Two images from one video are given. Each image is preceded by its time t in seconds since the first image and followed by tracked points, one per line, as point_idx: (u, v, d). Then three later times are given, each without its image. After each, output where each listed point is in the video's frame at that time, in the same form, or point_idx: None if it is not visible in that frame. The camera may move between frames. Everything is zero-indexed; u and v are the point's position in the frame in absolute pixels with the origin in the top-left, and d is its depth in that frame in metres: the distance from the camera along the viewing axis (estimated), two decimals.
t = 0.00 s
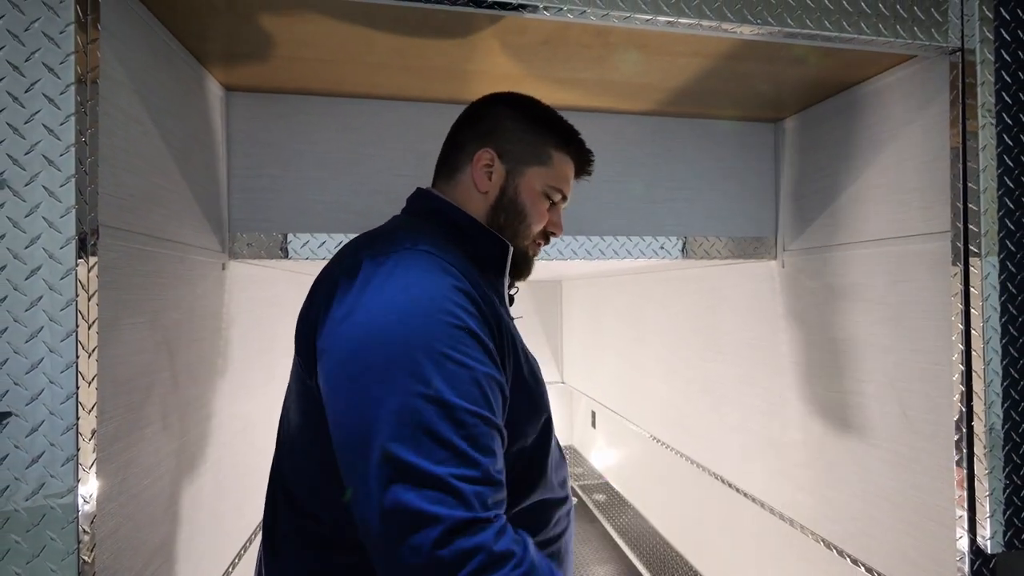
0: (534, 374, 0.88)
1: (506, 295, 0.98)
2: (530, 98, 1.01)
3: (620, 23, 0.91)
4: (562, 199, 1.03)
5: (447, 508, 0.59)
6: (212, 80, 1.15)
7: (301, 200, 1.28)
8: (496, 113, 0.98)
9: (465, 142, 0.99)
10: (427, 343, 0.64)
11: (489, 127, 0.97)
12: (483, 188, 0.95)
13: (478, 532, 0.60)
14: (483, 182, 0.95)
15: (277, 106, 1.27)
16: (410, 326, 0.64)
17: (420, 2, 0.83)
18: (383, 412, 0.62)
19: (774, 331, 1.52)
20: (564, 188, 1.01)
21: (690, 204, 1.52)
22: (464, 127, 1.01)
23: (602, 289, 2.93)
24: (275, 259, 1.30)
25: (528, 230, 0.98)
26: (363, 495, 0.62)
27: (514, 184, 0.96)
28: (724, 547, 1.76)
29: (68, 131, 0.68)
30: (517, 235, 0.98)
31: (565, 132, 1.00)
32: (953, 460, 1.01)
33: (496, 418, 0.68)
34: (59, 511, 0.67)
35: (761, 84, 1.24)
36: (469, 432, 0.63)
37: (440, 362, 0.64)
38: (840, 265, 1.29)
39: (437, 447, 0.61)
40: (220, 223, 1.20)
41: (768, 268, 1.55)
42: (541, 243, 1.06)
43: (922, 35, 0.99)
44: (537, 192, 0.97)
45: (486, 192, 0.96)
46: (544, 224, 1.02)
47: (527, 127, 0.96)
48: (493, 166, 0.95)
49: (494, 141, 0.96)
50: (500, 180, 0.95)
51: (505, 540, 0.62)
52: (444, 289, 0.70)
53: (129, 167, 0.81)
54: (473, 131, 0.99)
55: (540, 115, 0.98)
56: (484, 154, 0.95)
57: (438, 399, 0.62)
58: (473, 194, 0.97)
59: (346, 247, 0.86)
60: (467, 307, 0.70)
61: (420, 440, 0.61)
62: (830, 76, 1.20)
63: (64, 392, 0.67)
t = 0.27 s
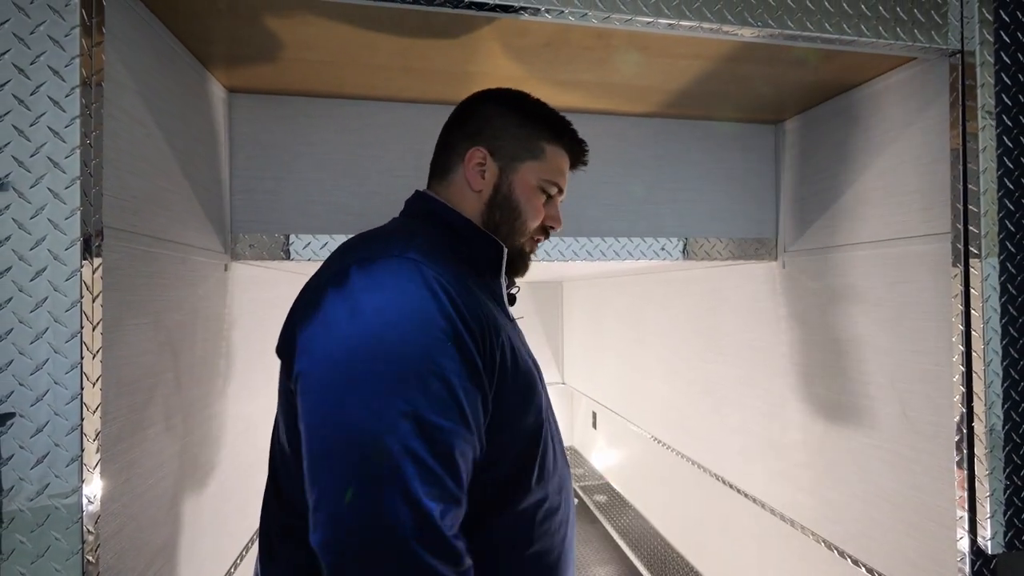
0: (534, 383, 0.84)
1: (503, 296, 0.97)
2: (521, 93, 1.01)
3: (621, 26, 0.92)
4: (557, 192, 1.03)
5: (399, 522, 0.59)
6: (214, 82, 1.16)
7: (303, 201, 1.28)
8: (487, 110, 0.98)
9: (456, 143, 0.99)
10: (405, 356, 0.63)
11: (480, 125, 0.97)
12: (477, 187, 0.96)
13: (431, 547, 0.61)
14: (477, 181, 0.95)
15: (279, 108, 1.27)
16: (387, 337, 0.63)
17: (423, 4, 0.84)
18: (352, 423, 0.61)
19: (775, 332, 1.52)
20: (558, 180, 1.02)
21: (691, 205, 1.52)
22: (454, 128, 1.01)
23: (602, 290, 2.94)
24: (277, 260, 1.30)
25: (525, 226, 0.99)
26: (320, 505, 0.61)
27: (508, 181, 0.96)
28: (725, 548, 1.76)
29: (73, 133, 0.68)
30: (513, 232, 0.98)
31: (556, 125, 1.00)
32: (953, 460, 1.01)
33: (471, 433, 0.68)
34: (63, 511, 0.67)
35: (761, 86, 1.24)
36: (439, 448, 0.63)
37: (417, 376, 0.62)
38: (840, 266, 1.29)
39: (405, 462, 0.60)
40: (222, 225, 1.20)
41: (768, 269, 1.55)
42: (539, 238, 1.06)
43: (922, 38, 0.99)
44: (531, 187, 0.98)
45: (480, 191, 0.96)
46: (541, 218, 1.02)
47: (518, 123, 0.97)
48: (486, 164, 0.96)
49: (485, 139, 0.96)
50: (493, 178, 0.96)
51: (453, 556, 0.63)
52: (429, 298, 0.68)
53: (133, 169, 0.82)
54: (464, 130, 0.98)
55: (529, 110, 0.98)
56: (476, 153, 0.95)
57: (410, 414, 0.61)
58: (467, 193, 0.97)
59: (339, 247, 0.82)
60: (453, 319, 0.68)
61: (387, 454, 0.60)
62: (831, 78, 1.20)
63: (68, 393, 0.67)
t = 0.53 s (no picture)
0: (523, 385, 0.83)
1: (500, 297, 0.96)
2: (507, 90, 1.01)
3: (623, 29, 0.92)
4: (550, 185, 1.03)
5: (370, 517, 0.57)
6: (217, 85, 1.16)
7: (305, 203, 1.29)
8: (473, 110, 0.99)
9: (447, 145, 1.00)
10: (380, 350, 0.63)
11: (468, 126, 0.98)
12: (468, 186, 0.96)
13: (405, 547, 0.57)
14: (467, 180, 0.96)
15: (282, 111, 1.28)
16: (364, 333, 0.64)
17: (426, 8, 0.84)
18: (327, 418, 0.61)
19: (775, 334, 1.53)
20: (550, 174, 1.01)
21: (691, 207, 1.53)
22: (445, 131, 1.02)
23: (603, 292, 2.94)
24: (279, 262, 1.30)
25: (518, 221, 0.98)
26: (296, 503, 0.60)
27: (497, 177, 0.96)
28: (725, 550, 1.76)
29: (78, 136, 0.69)
30: (507, 228, 0.98)
31: (544, 119, 1.00)
32: (955, 462, 1.01)
33: (451, 432, 0.66)
34: (67, 512, 0.67)
35: (762, 88, 1.25)
36: (416, 444, 0.61)
37: (392, 369, 0.62)
38: (840, 268, 1.30)
39: (377, 454, 0.59)
40: (225, 226, 1.21)
41: (769, 271, 1.55)
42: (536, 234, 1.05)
43: (922, 40, 0.99)
44: (522, 182, 0.98)
45: (471, 190, 0.96)
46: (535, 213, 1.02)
47: (504, 120, 0.97)
48: (475, 163, 0.96)
49: (473, 138, 0.97)
50: (483, 175, 0.96)
51: (431, 558, 0.59)
52: (407, 298, 0.68)
53: (137, 172, 0.82)
54: (454, 131, 1.00)
55: (515, 105, 0.98)
56: (464, 153, 0.96)
57: (383, 407, 0.60)
58: (459, 193, 0.98)
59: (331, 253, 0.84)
60: (432, 317, 0.69)
61: (359, 447, 0.59)
62: (831, 80, 1.20)
63: (73, 395, 0.67)
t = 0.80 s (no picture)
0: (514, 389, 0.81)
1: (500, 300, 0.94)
2: (488, 86, 1.01)
3: (623, 31, 0.92)
4: (539, 173, 1.00)
5: (331, 519, 0.58)
6: (218, 87, 1.16)
7: (306, 205, 1.29)
8: (457, 108, 1.01)
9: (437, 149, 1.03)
10: (352, 354, 0.63)
11: (451, 126, 1.00)
12: (452, 185, 0.99)
13: (364, 550, 0.58)
14: (451, 179, 0.98)
15: (283, 112, 1.28)
16: (339, 338, 0.65)
17: (427, 10, 0.84)
18: (298, 420, 0.62)
19: (776, 336, 1.53)
20: (536, 161, 0.99)
21: (692, 208, 1.53)
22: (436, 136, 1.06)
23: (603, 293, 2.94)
24: (280, 264, 1.30)
25: (503, 212, 0.97)
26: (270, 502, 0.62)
27: (479, 172, 0.97)
28: (726, 551, 1.76)
29: (80, 138, 0.69)
30: (492, 221, 0.97)
31: (525, 108, 0.99)
32: (956, 463, 1.01)
33: (424, 437, 0.65)
34: (69, 513, 0.67)
35: (763, 90, 1.25)
36: (382, 448, 0.61)
37: (362, 373, 0.62)
38: (841, 269, 1.30)
39: (341, 457, 0.59)
40: (226, 228, 1.21)
41: (770, 272, 1.56)
42: (531, 224, 1.02)
43: (922, 42, 1.00)
44: (504, 173, 0.97)
45: (456, 188, 0.98)
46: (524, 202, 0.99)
47: (483, 114, 0.97)
48: (457, 161, 0.98)
49: (454, 137, 0.99)
50: (465, 172, 0.98)
51: (393, 562, 0.59)
52: (386, 302, 0.69)
53: (139, 173, 0.83)
54: (440, 133, 1.02)
55: (492, 98, 0.98)
56: (447, 153, 0.99)
57: (350, 410, 0.61)
58: (446, 193, 1.00)
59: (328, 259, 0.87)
60: (410, 321, 0.69)
61: (324, 449, 0.60)
62: (831, 82, 1.21)
63: (74, 397, 0.68)
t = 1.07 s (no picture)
0: (503, 382, 0.81)
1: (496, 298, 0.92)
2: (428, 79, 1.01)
3: (624, 32, 0.93)
4: (486, 148, 0.96)
5: (320, 515, 0.57)
6: (220, 88, 1.17)
7: (307, 206, 1.29)
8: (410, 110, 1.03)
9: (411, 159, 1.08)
10: (333, 349, 0.64)
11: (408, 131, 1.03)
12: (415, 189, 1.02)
13: (357, 544, 0.57)
14: (413, 184, 1.02)
15: (284, 113, 1.28)
16: (319, 336, 0.65)
17: (428, 12, 0.85)
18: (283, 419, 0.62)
19: (776, 336, 1.53)
20: (478, 137, 0.96)
21: (692, 209, 1.53)
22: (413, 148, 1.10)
23: (604, 294, 2.95)
24: (281, 265, 1.31)
25: (455, 199, 0.95)
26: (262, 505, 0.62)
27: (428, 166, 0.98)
28: (726, 552, 1.76)
29: (82, 139, 0.69)
30: (447, 211, 0.96)
31: (460, 87, 0.96)
32: (957, 464, 1.01)
33: (410, 428, 0.65)
34: (71, 514, 0.68)
35: (763, 91, 1.25)
36: (369, 440, 0.60)
37: (345, 367, 0.63)
38: (842, 270, 1.30)
39: (327, 451, 0.59)
40: (227, 229, 1.21)
41: (770, 273, 1.56)
42: (494, 201, 0.97)
43: (923, 43, 1.00)
44: (448, 159, 0.96)
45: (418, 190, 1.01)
46: (476, 181, 0.95)
47: (424, 110, 0.98)
48: (413, 164, 1.01)
49: (410, 141, 1.02)
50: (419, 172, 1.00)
51: (383, 559, 0.58)
52: (365, 298, 0.69)
53: (141, 174, 0.83)
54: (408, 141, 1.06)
55: (428, 89, 0.98)
56: (406, 161, 1.03)
57: (333, 404, 0.60)
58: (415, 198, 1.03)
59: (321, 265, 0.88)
60: (390, 316, 0.69)
61: (310, 444, 0.59)
62: (831, 83, 1.21)
63: (77, 397, 0.68)
